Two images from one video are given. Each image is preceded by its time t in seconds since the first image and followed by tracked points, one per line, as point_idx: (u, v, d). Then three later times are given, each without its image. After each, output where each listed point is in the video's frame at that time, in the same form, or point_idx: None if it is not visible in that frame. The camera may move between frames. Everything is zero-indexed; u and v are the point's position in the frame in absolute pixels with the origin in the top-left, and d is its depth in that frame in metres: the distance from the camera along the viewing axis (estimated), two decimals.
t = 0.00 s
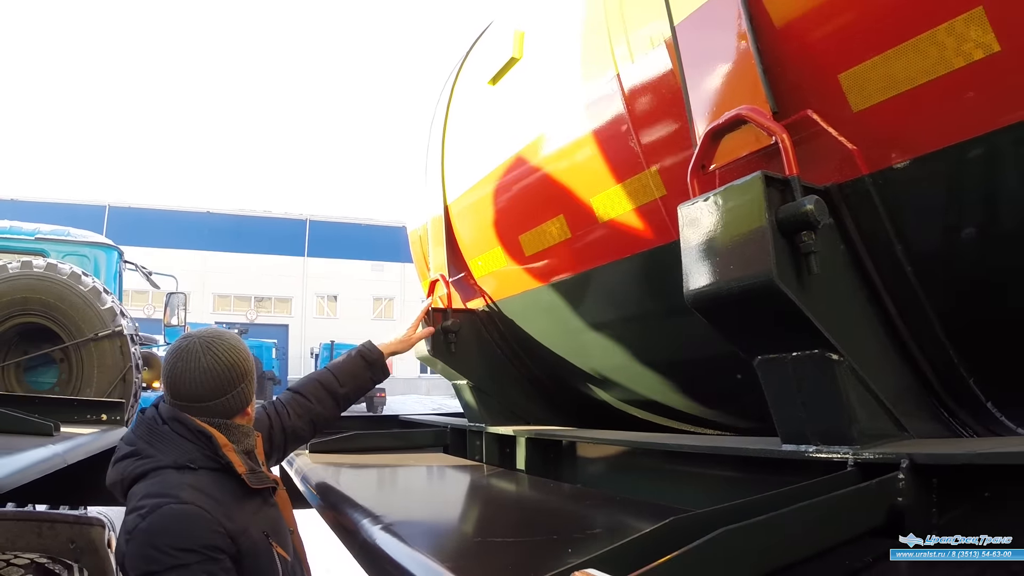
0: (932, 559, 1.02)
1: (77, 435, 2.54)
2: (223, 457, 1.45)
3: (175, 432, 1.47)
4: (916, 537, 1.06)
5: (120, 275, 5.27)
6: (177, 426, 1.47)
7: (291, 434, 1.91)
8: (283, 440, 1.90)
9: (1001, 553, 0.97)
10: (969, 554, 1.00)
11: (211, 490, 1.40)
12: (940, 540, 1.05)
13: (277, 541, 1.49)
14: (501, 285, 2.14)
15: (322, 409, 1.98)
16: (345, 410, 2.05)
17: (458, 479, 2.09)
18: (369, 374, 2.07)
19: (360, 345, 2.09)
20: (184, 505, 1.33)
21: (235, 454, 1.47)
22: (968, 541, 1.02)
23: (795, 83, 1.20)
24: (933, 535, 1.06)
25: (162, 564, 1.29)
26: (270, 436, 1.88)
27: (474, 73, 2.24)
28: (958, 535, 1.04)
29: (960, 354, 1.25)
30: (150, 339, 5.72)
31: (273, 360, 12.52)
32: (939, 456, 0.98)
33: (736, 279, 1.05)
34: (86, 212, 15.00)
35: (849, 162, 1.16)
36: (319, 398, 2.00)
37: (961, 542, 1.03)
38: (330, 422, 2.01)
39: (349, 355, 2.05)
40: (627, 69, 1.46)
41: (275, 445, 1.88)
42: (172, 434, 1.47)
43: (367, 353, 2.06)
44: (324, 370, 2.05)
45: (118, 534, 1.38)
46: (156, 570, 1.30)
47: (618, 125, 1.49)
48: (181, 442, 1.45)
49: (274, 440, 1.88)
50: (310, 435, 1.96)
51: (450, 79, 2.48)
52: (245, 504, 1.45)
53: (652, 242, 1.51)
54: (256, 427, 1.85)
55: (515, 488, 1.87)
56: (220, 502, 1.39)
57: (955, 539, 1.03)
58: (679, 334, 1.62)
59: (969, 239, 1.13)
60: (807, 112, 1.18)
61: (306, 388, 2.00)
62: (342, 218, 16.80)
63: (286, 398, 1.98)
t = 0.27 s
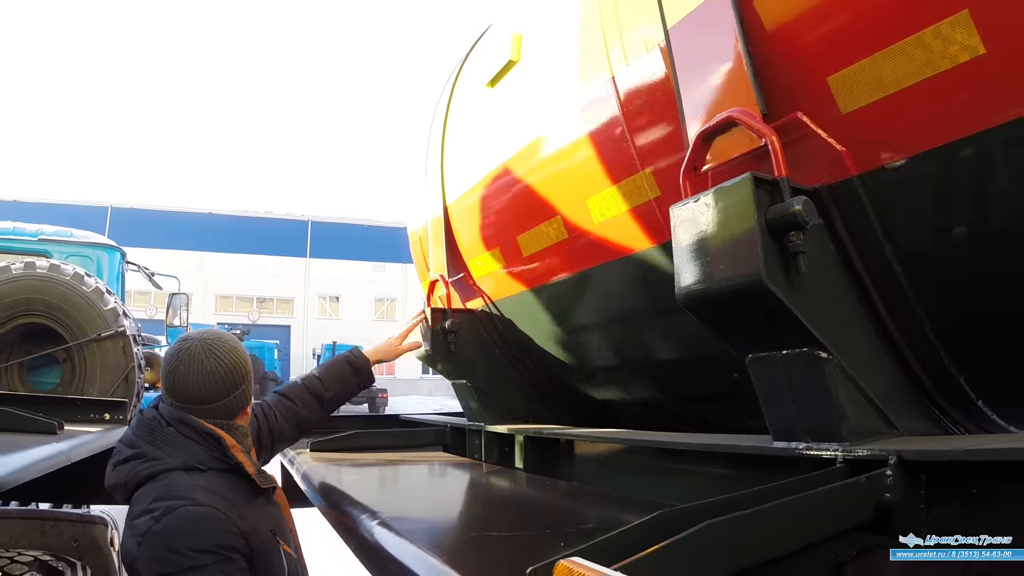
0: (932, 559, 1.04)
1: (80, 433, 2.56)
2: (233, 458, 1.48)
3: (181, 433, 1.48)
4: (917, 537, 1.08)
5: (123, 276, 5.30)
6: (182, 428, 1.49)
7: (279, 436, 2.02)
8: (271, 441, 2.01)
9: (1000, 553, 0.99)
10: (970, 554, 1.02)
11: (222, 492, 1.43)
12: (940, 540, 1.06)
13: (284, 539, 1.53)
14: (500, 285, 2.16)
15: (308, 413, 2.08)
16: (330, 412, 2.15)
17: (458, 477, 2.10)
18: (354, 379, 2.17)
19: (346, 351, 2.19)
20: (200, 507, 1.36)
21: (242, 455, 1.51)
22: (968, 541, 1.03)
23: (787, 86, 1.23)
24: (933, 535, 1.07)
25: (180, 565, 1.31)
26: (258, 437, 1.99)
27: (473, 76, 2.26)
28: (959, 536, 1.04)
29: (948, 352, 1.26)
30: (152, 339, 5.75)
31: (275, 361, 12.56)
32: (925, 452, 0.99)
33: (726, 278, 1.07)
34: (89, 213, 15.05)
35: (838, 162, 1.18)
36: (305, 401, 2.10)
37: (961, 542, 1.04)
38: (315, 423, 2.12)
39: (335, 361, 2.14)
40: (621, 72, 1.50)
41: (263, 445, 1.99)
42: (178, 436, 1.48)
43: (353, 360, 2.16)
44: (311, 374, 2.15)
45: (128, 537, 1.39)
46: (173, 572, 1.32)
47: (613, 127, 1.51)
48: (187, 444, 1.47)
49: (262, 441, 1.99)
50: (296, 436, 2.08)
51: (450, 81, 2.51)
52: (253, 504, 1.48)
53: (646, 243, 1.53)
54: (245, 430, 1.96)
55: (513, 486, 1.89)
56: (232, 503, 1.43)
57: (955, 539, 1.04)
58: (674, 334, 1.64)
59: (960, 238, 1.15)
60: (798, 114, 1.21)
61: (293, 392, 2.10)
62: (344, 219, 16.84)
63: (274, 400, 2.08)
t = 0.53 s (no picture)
0: (932, 559, 1.00)
1: (85, 433, 2.60)
2: (254, 474, 1.60)
3: (200, 451, 1.55)
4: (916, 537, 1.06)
5: (126, 277, 5.35)
6: (201, 446, 1.55)
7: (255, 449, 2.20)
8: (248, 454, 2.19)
9: (1000, 553, 0.96)
10: (969, 554, 0.99)
11: (249, 508, 1.53)
12: (940, 540, 1.03)
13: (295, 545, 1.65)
14: (497, 290, 2.21)
15: (281, 429, 2.29)
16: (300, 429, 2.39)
17: (456, 477, 2.14)
18: (325, 400, 2.41)
19: (318, 373, 2.43)
20: (238, 525, 1.46)
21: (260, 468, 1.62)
22: (968, 541, 1.00)
23: (767, 99, 1.28)
24: (933, 535, 1.05)
25: None
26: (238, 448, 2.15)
27: (470, 83, 2.31)
28: (959, 536, 1.02)
29: (930, 356, 1.30)
30: (155, 341, 5.81)
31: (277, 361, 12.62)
32: (902, 455, 1.03)
33: (708, 285, 1.10)
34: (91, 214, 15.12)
35: (820, 173, 1.23)
36: (279, 418, 2.30)
37: (962, 542, 1.01)
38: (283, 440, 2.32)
39: (310, 382, 2.39)
40: (611, 84, 1.56)
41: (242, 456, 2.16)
42: (197, 453, 1.54)
43: (327, 382, 2.42)
44: (285, 393, 2.35)
45: (160, 556, 1.46)
46: None
47: (604, 137, 1.58)
48: (209, 462, 1.54)
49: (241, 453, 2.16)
50: (266, 451, 2.26)
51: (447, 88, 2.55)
52: (270, 516, 1.60)
53: (636, 249, 1.58)
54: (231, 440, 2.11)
55: (508, 485, 1.93)
56: (259, 518, 1.54)
57: (953, 539, 1.02)
58: (664, 337, 1.68)
59: (946, 245, 1.17)
60: (780, 125, 1.25)
61: (268, 409, 2.29)
62: (346, 220, 16.90)
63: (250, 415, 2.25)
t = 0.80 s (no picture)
0: (932, 559, 1.00)
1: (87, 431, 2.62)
2: (258, 480, 1.65)
3: (208, 459, 1.59)
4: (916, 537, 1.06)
5: (128, 277, 5.40)
6: (208, 454, 1.60)
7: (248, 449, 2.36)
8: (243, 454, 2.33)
9: (1000, 553, 0.95)
10: (969, 554, 0.98)
11: (256, 513, 1.57)
12: (941, 540, 1.03)
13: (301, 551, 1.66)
14: (494, 290, 2.24)
15: (265, 433, 2.42)
16: (282, 429, 2.64)
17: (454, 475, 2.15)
18: (303, 407, 2.60)
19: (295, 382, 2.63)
20: (251, 529, 1.49)
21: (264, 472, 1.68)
22: (968, 541, 1.00)
23: (754, 101, 1.31)
24: (934, 535, 1.04)
25: None
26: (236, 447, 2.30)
27: (467, 85, 2.33)
28: (959, 535, 1.01)
29: (916, 355, 1.32)
30: (157, 340, 5.85)
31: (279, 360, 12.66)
32: (885, 454, 1.04)
33: (693, 285, 1.13)
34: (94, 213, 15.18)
35: (806, 175, 1.26)
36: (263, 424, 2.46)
37: (962, 542, 1.00)
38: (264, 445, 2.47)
39: (290, 390, 2.58)
40: (603, 86, 1.59)
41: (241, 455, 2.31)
42: (205, 461, 1.58)
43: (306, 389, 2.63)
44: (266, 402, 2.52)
45: (173, 566, 1.47)
46: None
47: (595, 138, 1.60)
48: (218, 470, 1.59)
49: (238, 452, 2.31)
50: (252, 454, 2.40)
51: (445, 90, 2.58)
52: (275, 523, 1.63)
53: (628, 249, 1.61)
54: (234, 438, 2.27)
55: (502, 482, 1.96)
56: (267, 523, 1.57)
57: (954, 539, 1.01)
58: (656, 337, 1.71)
59: (937, 245, 1.19)
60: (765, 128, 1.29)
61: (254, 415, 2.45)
62: (347, 220, 16.95)
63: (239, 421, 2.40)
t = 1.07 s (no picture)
0: (933, 559, 1.01)
1: (87, 432, 2.63)
2: (252, 482, 1.65)
3: (202, 460, 1.59)
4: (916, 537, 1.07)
5: (129, 278, 5.42)
6: (202, 454, 1.60)
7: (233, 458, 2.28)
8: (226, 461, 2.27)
9: (1001, 553, 0.95)
10: (969, 554, 0.98)
11: (248, 515, 1.57)
12: (941, 540, 1.03)
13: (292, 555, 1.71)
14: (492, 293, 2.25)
15: (260, 440, 2.40)
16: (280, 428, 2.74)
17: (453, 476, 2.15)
18: (300, 412, 2.51)
19: (295, 386, 2.56)
20: (240, 531, 1.49)
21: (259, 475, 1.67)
22: (968, 541, 1.00)
23: (748, 105, 1.32)
24: (933, 535, 1.04)
25: None
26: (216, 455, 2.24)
27: (465, 88, 2.34)
28: (959, 535, 1.01)
29: (911, 359, 1.32)
30: (158, 341, 5.86)
31: (280, 361, 12.68)
32: (879, 459, 1.05)
33: (685, 291, 1.14)
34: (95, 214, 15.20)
35: (799, 180, 1.27)
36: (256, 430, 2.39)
37: (962, 542, 1.01)
38: (260, 451, 2.40)
39: (285, 394, 2.50)
40: (599, 89, 1.59)
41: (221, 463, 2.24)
42: (199, 462, 1.59)
43: (302, 393, 2.54)
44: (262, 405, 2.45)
45: (163, 565, 1.48)
46: None
47: (591, 143, 1.61)
48: (212, 471, 1.59)
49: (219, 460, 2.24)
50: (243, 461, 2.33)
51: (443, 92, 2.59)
52: (268, 525, 1.63)
53: (624, 253, 1.61)
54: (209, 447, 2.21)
55: (499, 484, 1.96)
56: (258, 525, 1.57)
57: (955, 539, 1.01)
58: (652, 341, 1.71)
59: (932, 249, 1.19)
60: (760, 133, 1.30)
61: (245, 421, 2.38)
62: (348, 220, 16.97)
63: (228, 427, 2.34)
